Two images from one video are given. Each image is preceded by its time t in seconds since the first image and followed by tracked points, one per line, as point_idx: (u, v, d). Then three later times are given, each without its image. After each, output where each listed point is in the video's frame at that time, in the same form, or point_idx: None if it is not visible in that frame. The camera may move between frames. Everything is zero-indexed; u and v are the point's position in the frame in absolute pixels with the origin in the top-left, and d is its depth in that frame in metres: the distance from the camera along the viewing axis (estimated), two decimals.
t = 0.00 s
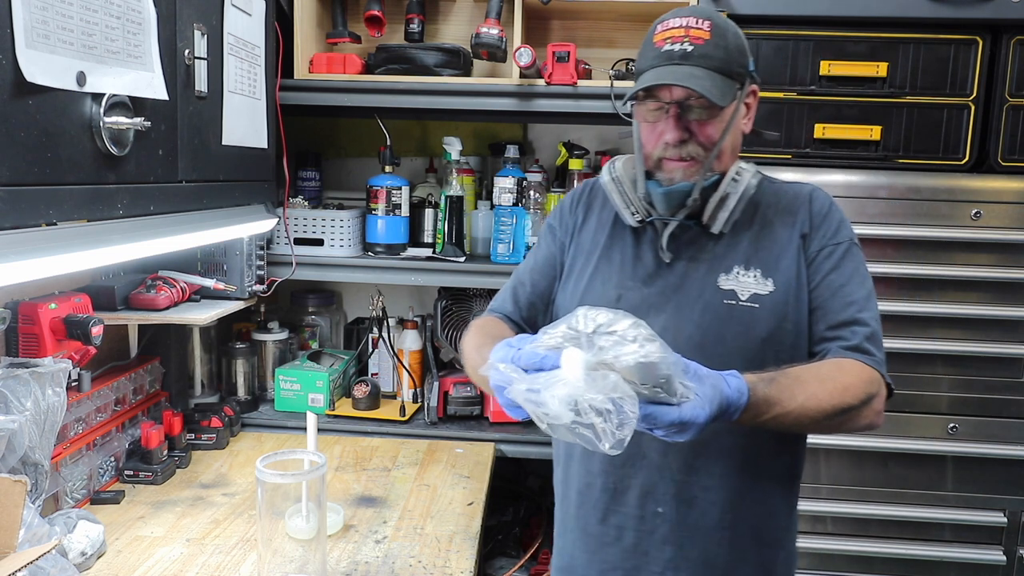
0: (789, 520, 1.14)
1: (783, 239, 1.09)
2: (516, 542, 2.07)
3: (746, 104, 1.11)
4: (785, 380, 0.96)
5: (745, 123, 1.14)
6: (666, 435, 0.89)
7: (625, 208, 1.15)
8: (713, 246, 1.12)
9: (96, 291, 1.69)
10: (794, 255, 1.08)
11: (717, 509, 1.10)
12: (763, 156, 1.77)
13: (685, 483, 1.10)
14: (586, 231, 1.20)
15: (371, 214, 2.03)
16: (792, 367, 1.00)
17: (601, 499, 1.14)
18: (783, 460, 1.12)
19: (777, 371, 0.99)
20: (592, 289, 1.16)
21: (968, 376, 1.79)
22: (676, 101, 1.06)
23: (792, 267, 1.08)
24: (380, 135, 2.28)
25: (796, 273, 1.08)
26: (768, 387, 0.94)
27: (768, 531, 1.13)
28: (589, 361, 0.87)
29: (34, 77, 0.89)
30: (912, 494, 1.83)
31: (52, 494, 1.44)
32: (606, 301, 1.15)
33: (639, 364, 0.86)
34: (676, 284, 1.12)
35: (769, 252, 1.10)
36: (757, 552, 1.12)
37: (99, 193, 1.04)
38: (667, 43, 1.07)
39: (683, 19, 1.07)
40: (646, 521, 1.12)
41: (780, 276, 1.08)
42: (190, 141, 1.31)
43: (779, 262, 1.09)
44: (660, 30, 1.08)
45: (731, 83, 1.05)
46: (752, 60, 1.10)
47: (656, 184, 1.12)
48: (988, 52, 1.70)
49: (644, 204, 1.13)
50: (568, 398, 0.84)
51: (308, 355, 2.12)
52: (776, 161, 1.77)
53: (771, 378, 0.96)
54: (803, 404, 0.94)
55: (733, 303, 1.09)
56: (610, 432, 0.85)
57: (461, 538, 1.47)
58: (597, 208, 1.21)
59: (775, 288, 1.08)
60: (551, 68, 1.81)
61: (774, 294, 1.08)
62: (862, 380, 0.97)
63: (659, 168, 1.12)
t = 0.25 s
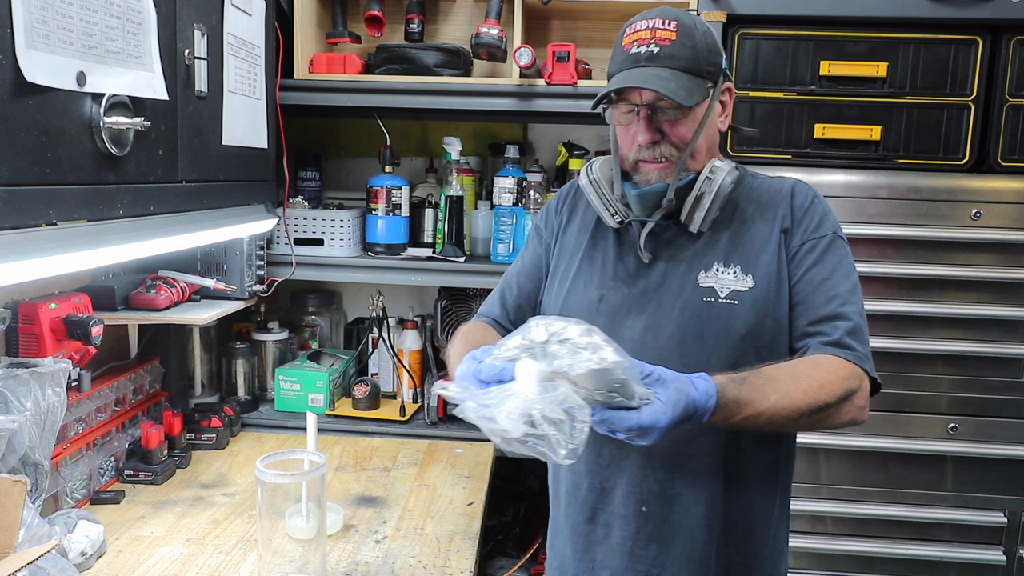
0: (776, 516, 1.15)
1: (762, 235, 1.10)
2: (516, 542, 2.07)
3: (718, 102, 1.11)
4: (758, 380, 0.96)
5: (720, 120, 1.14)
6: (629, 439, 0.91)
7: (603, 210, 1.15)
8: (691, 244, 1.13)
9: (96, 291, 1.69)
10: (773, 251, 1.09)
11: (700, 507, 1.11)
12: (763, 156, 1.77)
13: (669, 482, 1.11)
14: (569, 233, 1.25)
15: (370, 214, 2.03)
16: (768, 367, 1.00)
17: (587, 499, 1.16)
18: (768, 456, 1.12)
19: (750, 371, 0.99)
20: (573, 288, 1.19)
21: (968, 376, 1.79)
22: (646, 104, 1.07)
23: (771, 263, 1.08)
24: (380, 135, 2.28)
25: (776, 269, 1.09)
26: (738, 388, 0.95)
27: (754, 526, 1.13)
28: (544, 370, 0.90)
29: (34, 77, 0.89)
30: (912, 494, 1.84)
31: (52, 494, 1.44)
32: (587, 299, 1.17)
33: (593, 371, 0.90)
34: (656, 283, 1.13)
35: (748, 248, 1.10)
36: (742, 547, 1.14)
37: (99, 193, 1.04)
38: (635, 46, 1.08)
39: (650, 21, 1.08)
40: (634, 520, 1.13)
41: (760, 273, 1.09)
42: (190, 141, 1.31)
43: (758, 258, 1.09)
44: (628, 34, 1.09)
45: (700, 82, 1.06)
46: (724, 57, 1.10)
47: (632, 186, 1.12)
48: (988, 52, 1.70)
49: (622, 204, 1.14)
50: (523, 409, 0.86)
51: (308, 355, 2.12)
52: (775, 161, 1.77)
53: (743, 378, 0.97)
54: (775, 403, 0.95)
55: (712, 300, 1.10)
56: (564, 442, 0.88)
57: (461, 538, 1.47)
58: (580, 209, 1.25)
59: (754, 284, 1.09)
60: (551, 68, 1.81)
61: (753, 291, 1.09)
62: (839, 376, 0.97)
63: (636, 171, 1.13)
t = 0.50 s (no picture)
0: (774, 517, 1.14)
1: (757, 235, 1.10)
2: (516, 542, 2.07)
3: (711, 102, 1.11)
4: (748, 380, 0.97)
5: (714, 120, 1.14)
6: (614, 438, 0.93)
7: (597, 211, 1.15)
8: (685, 244, 1.13)
9: (96, 291, 1.69)
10: (767, 250, 1.09)
11: (695, 506, 1.11)
12: (763, 156, 1.77)
13: (665, 482, 1.12)
14: (565, 233, 1.25)
15: (370, 215, 2.03)
16: (759, 367, 1.00)
17: (582, 498, 1.16)
18: (765, 456, 1.12)
19: (741, 371, 1.00)
20: (568, 288, 1.20)
21: (968, 376, 1.79)
22: (637, 104, 1.07)
23: (765, 262, 1.08)
24: (380, 135, 2.28)
25: (770, 268, 1.08)
26: (727, 389, 0.96)
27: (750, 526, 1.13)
28: (524, 370, 0.92)
29: (34, 77, 0.89)
30: (912, 494, 1.83)
31: (52, 494, 1.44)
32: (582, 300, 1.17)
33: (573, 371, 0.91)
34: (649, 283, 1.13)
35: (742, 247, 1.10)
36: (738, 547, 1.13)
37: (99, 192, 1.04)
38: (626, 46, 1.08)
39: (640, 22, 1.08)
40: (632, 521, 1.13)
41: (753, 272, 1.09)
42: (190, 141, 1.31)
43: (753, 257, 1.09)
44: (619, 34, 1.09)
45: (691, 82, 1.06)
46: (716, 56, 1.10)
47: (625, 187, 1.13)
48: (988, 52, 1.70)
49: (614, 205, 1.14)
50: (500, 408, 0.89)
51: (308, 355, 2.12)
52: (775, 161, 1.77)
53: (732, 379, 0.98)
54: (765, 404, 0.95)
55: (705, 300, 1.10)
56: (543, 439, 0.90)
57: (461, 538, 1.47)
58: (576, 210, 1.25)
59: (748, 283, 1.09)
60: (551, 68, 1.81)
61: (747, 290, 1.08)
62: (831, 376, 0.97)
63: (629, 172, 1.13)
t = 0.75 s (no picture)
0: (773, 523, 1.13)
1: (758, 237, 1.10)
2: (516, 542, 2.08)
3: (714, 103, 1.10)
4: (744, 384, 0.97)
5: (717, 121, 1.14)
6: (605, 438, 0.94)
7: (599, 211, 1.16)
8: (686, 245, 1.13)
9: (96, 291, 1.69)
10: (767, 252, 1.08)
11: (691, 509, 1.11)
12: (763, 156, 1.77)
13: (661, 483, 1.11)
14: (567, 233, 1.25)
15: (370, 214, 2.03)
16: (757, 370, 1.00)
17: (579, 498, 1.17)
18: (766, 461, 1.11)
19: (739, 374, 1.00)
20: (570, 288, 1.20)
21: (968, 376, 1.79)
22: (640, 105, 1.07)
23: (766, 264, 1.08)
24: (380, 135, 2.28)
25: (771, 269, 1.08)
26: (722, 392, 0.96)
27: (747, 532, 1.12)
28: (516, 367, 0.93)
29: (34, 77, 0.89)
30: (912, 494, 1.84)
31: (52, 494, 1.44)
32: (583, 300, 1.17)
33: (565, 370, 0.91)
34: (650, 284, 1.13)
35: (743, 249, 1.10)
36: (735, 553, 1.13)
37: (99, 193, 1.04)
38: (629, 47, 1.08)
39: (644, 22, 1.08)
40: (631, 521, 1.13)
41: (754, 274, 1.08)
42: (190, 141, 1.31)
43: (753, 259, 1.09)
44: (622, 35, 1.09)
45: (694, 82, 1.05)
46: (720, 57, 1.09)
47: (627, 188, 1.13)
48: (988, 52, 1.70)
49: (616, 205, 1.14)
50: (489, 404, 0.92)
51: (308, 355, 2.12)
52: (775, 161, 1.77)
53: (728, 382, 0.98)
54: (760, 407, 0.95)
55: (705, 301, 1.10)
56: (530, 436, 0.94)
57: (461, 538, 1.47)
58: (579, 210, 1.25)
59: (749, 285, 1.08)
60: (551, 68, 1.81)
61: (747, 292, 1.08)
62: (829, 380, 0.97)
63: (632, 173, 1.13)
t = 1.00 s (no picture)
0: (772, 526, 1.13)
1: (760, 239, 1.09)
2: (516, 542, 2.08)
3: (718, 105, 1.10)
4: (743, 390, 0.97)
5: (720, 123, 1.14)
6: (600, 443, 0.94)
7: (602, 211, 1.15)
8: (687, 247, 1.13)
9: (96, 291, 1.69)
10: (767, 256, 1.08)
11: (689, 509, 1.11)
12: (763, 156, 1.77)
13: (660, 484, 1.12)
14: (570, 232, 1.25)
15: (370, 214, 2.03)
16: (756, 375, 1.00)
17: (577, 497, 1.17)
18: (766, 463, 1.11)
19: (738, 379, 1.00)
20: (571, 288, 1.20)
21: (968, 376, 1.79)
22: (642, 106, 1.07)
23: (767, 267, 1.08)
24: (380, 135, 2.28)
25: (772, 272, 1.08)
26: (721, 399, 0.96)
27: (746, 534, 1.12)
28: (513, 368, 0.94)
29: (34, 77, 0.89)
30: (912, 494, 1.84)
31: (52, 494, 1.44)
32: (584, 300, 1.18)
33: (562, 374, 0.91)
34: (651, 285, 1.13)
35: (745, 252, 1.10)
36: (733, 555, 1.12)
37: (99, 193, 1.04)
38: (632, 48, 1.08)
39: (647, 23, 1.08)
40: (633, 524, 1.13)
41: (755, 277, 1.08)
42: (190, 141, 1.31)
43: (755, 262, 1.09)
44: (626, 36, 1.09)
45: (697, 84, 1.05)
46: (724, 59, 1.09)
47: (630, 189, 1.13)
48: (988, 52, 1.70)
49: (619, 206, 1.14)
50: (484, 404, 0.93)
51: (308, 355, 2.12)
52: (775, 161, 1.77)
53: (727, 389, 0.97)
54: (759, 413, 0.95)
55: (706, 303, 1.10)
56: (522, 439, 0.95)
57: (461, 538, 1.47)
58: (582, 210, 1.25)
59: (749, 288, 1.08)
60: (551, 68, 1.81)
61: (748, 294, 1.08)
62: (828, 385, 0.96)
63: (634, 174, 1.13)
